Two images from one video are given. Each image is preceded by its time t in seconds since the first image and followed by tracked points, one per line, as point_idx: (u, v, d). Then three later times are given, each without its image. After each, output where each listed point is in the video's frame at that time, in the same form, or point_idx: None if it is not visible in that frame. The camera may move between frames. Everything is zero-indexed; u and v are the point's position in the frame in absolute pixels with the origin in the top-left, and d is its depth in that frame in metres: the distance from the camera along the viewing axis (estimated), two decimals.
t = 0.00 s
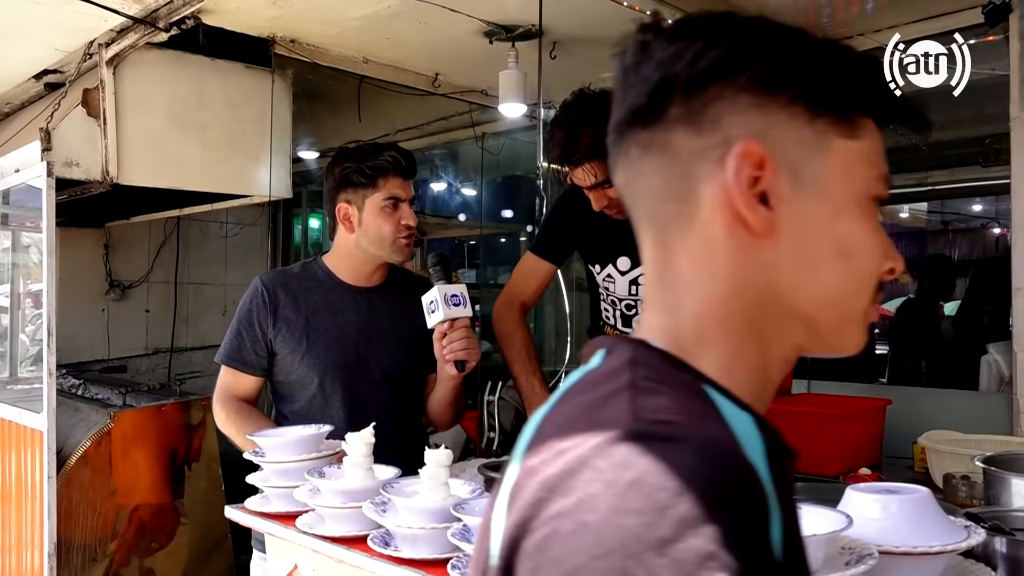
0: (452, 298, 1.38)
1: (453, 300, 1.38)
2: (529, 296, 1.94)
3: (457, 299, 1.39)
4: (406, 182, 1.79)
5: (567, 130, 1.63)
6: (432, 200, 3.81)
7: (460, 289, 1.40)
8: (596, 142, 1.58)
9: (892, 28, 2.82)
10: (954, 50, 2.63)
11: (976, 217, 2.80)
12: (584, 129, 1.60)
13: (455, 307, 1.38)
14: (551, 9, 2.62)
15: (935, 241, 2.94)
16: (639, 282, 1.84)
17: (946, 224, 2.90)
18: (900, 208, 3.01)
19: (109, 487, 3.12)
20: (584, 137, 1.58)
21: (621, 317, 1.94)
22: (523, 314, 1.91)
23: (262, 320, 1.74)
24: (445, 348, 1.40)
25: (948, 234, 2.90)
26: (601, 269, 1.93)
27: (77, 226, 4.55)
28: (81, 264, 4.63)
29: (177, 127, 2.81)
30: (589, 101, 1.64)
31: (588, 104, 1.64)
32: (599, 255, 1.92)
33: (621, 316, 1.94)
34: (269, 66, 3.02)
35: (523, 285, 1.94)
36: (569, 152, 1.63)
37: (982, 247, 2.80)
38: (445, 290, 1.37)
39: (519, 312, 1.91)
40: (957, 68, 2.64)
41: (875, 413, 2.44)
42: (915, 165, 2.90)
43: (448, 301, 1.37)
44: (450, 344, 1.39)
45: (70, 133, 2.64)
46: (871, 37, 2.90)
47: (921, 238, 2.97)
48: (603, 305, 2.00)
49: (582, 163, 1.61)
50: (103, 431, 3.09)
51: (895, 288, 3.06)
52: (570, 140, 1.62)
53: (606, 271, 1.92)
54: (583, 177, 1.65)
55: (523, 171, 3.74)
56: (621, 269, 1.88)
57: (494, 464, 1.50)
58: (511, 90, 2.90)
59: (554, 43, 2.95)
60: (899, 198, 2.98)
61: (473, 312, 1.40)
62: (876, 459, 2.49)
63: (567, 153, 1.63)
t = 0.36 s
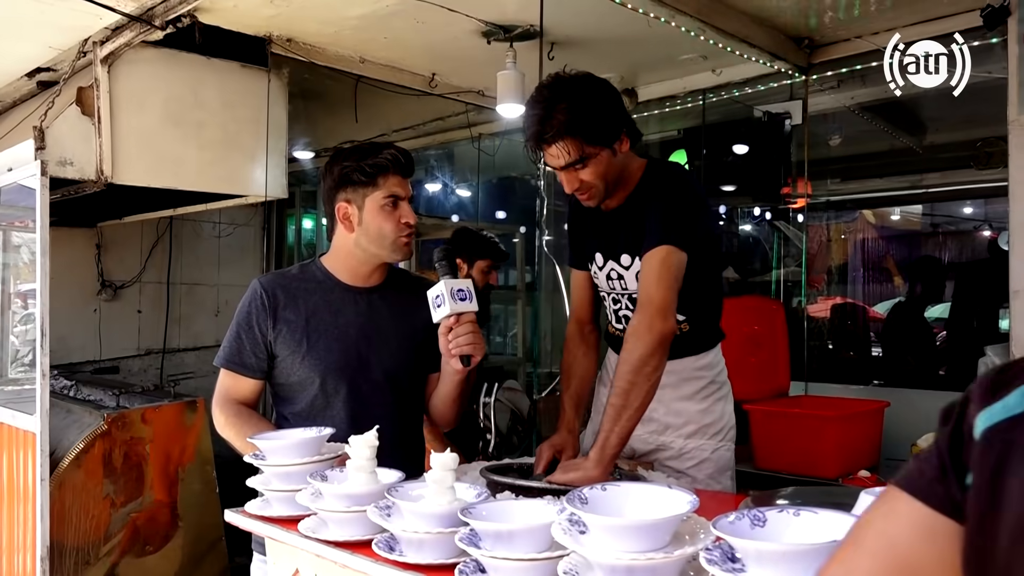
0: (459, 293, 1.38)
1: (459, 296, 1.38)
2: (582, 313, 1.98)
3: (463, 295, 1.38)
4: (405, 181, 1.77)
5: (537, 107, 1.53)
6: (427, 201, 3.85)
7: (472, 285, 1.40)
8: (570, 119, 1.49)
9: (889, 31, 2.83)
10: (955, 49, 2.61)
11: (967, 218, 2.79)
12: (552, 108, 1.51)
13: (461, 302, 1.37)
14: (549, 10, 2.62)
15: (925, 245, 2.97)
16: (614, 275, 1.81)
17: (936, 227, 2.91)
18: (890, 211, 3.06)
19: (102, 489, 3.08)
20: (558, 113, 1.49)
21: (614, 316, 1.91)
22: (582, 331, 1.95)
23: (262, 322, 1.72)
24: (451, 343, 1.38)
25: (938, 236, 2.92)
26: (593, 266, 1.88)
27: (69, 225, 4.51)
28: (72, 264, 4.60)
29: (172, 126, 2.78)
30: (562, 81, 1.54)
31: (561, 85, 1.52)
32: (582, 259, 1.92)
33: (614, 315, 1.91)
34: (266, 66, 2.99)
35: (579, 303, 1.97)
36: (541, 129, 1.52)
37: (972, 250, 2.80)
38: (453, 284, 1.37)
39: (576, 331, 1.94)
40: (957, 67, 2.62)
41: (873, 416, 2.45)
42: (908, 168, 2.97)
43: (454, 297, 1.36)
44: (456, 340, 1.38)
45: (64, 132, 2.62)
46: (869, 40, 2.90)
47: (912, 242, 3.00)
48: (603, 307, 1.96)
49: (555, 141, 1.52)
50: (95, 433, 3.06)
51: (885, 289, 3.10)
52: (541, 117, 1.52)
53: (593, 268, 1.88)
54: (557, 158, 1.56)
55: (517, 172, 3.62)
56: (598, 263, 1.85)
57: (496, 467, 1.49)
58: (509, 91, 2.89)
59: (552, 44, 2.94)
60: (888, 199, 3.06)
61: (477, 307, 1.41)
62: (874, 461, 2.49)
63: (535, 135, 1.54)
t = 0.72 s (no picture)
0: (471, 307, 1.38)
1: (472, 311, 1.39)
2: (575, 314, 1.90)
3: (477, 311, 1.38)
4: (397, 177, 1.74)
5: (496, 133, 1.44)
6: (423, 200, 3.78)
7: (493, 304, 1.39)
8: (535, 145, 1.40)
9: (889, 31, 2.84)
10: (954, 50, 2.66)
11: (960, 220, 2.82)
12: (512, 129, 1.41)
13: (470, 316, 1.39)
14: (550, 9, 2.61)
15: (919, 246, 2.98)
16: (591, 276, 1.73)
17: (928, 228, 2.94)
18: (884, 212, 3.09)
19: (97, 490, 3.05)
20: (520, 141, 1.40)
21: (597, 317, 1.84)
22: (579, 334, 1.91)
23: (262, 323, 1.71)
24: (445, 342, 1.45)
25: (929, 237, 2.95)
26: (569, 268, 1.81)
27: (62, 223, 4.47)
28: (65, 263, 4.56)
29: (169, 124, 2.76)
30: (514, 99, 1.44)
31: (516, 102, 1.43)
32: (556, 258, 1.82)
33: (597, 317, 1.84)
34: (263, 63, 2.97)
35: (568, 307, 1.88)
36: (505, 158, 1.44)
37: (963, 251, 2.80)
38: (469, 297, 1.37)
39: (574, 335, 1.90)
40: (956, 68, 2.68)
41: (873, 416, 2.44)
42: (905, 169, 3.00)
43: (464, 308, 1.38)
44: (449, 340, 1.43)
45: (61, 129, 2.58)
46: (869, 40, 2.92)
47: (905, 242, 3.02)
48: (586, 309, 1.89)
49: (523, 167, 1.44)
50: (90, 433, 3.04)
51: (878, 291, 3.11)
52: (503, 146, 1.43)
53: (570, 270, 1.81)
54: (525, 180, 1.49)
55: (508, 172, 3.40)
56: (572, 265, 1.77)
57: (500, 468, 1.48)
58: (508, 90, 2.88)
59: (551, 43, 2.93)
60: (884, 200, 3.08)
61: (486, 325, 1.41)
62: (874, 462, 2.49)
63: (503, 163, 1.45)
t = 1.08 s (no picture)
0: (477, 321, 1.36)
1: (477, 324, 1.36)
2: (566, 315, 1.87)
3: (483, 325, 1.36)
4: (392, 178, 1.72)
5: (523, 136, 1.41)
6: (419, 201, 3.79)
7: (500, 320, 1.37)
8: (563, 146, 1.38)
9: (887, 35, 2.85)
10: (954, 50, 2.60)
11: (950, 224, 2.82)
12: (542, 131, 1.39)
13: (474, 329, 1.36)
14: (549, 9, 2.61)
15: (909, 249, 2.96)
16: (602, 275, 1.73)
17: (919, 232, 2.92)
18: (874, 216, 3.07)
19: (88, 491, 3.02)
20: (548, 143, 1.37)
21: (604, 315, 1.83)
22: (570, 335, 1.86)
23: (260, 323, 1.69)
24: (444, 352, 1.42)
25: (922, 241, 2.92)
26: (578, 268, 1.80)
27: (53, 221, 4.43)
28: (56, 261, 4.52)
29: (164, 121, 2.73)
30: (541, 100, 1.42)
31: (544, 103, 1.41)
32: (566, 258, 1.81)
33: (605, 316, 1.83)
34: (260, 61, 2.96)
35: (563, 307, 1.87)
36: (533, 160, 1.41)
37: (952, 255, 2.81)
38: (478, 312, 1.34)
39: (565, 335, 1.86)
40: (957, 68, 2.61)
41: (870, 419, 2.45)
42: (900, 172, 2.96)
43: (470, 321, 1.35)
44: (449, 350, 1.41)
45: (55, 125, 2.56)
46: (868, 43, 2.93)
47: (894, 246, 3.00)
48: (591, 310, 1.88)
49: (550, 169, 1.42)
50: (83, 433, 3.01)
51: (869, 294, 3.10)
52: (530, 148, 1.40)
53: (579, 269, 1.80)
54: (551, 181, 1.47)
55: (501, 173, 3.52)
56: (584, 264, 1.76)
57: (502, 470, 1.47)
58: (506, 90, 2.87)
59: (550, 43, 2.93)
60: (874, 204, 3.06)
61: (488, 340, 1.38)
62: (871, 465, 2.49)
63: (529, 164, 1.42)
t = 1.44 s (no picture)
0: (484, 315, 1.34)
1: (484, 318, 1.34)
2: (562, 319, 1.87)
3: (489, 318, 1.35)
4: (391, 179, 1.71)
5: (502, 138, 1.40)
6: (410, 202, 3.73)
7: (507, 315, 1.35)
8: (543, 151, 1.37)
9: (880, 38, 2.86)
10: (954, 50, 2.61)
11: (939, 227, 2.83)
12: (522, 135, 1.37)
13: (480, 323, 1.35)
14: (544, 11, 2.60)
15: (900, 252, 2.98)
16: (587, 277, 1.71)
17: (909, 234, 2.93)
18: (863, 219, 3.08)
19: (77, 494, 2.98)
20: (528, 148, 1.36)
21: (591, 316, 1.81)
22: (565, 339, 1.87)
23: (255, 323, 1.67)
24: (449, 343, 1.44)
25: (909, 244, 2.94)
26: (563, 269, 1.78)
27: (41, 220, 4.38)
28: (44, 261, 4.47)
29: (155, 119, 2.71)
30: (522, 104, 1.40)
31: (525, 109, 1.39)
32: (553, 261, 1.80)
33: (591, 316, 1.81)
34: (253, 60, 2.94)
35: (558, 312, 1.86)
36: (512, 165, 1.40)
37: (940, 257, 2.83)
38: (485, 305, 1.33)
39: (560, 339, 1.87)
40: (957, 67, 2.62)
41: (863, 421, 2.45)
42: (889, 176, 2.96)
43: (477, 314, 1.34)
44: (453, 343, 1.43)
45: (44, 124, 2.53)
46: (861, 47, 2.93)
47: (885, 248, 3.02)
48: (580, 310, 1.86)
49: (531, 174, 1.41)
50: (71, 435, 2.97)
51: (857, 296, 3.12)
52: (509, 153, 1.39)
53: (564, 270, 1.77)
54: (532, 186, 1.45)
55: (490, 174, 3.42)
56: (570, 265, 1.74)
57: (499, 474, 1.46)
58: (501, 91, 2.86)
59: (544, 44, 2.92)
60: (866, 207, 3.07)
61: (494, 335, 1.37)
62: (864, 467, 2.50)
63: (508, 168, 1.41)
